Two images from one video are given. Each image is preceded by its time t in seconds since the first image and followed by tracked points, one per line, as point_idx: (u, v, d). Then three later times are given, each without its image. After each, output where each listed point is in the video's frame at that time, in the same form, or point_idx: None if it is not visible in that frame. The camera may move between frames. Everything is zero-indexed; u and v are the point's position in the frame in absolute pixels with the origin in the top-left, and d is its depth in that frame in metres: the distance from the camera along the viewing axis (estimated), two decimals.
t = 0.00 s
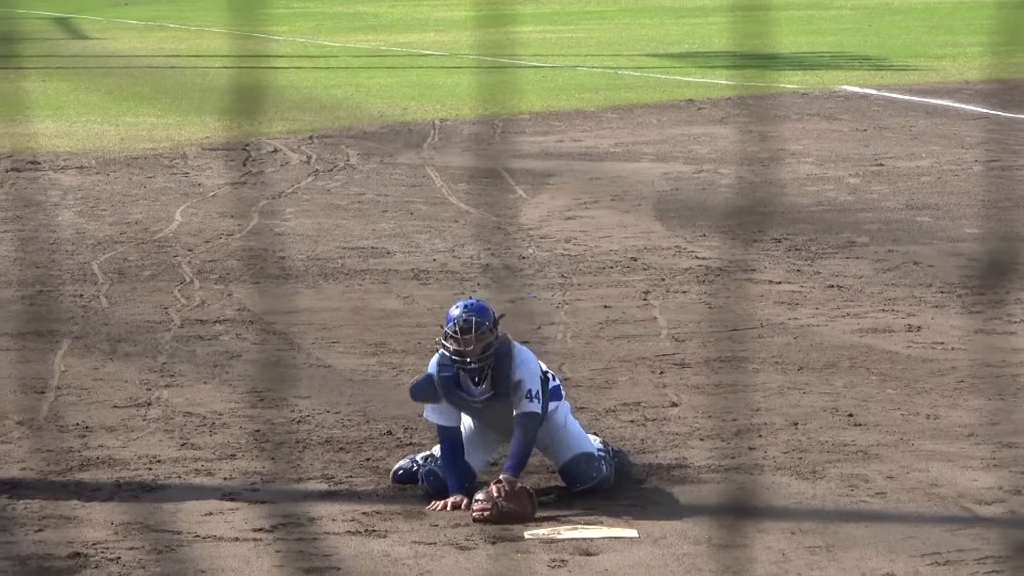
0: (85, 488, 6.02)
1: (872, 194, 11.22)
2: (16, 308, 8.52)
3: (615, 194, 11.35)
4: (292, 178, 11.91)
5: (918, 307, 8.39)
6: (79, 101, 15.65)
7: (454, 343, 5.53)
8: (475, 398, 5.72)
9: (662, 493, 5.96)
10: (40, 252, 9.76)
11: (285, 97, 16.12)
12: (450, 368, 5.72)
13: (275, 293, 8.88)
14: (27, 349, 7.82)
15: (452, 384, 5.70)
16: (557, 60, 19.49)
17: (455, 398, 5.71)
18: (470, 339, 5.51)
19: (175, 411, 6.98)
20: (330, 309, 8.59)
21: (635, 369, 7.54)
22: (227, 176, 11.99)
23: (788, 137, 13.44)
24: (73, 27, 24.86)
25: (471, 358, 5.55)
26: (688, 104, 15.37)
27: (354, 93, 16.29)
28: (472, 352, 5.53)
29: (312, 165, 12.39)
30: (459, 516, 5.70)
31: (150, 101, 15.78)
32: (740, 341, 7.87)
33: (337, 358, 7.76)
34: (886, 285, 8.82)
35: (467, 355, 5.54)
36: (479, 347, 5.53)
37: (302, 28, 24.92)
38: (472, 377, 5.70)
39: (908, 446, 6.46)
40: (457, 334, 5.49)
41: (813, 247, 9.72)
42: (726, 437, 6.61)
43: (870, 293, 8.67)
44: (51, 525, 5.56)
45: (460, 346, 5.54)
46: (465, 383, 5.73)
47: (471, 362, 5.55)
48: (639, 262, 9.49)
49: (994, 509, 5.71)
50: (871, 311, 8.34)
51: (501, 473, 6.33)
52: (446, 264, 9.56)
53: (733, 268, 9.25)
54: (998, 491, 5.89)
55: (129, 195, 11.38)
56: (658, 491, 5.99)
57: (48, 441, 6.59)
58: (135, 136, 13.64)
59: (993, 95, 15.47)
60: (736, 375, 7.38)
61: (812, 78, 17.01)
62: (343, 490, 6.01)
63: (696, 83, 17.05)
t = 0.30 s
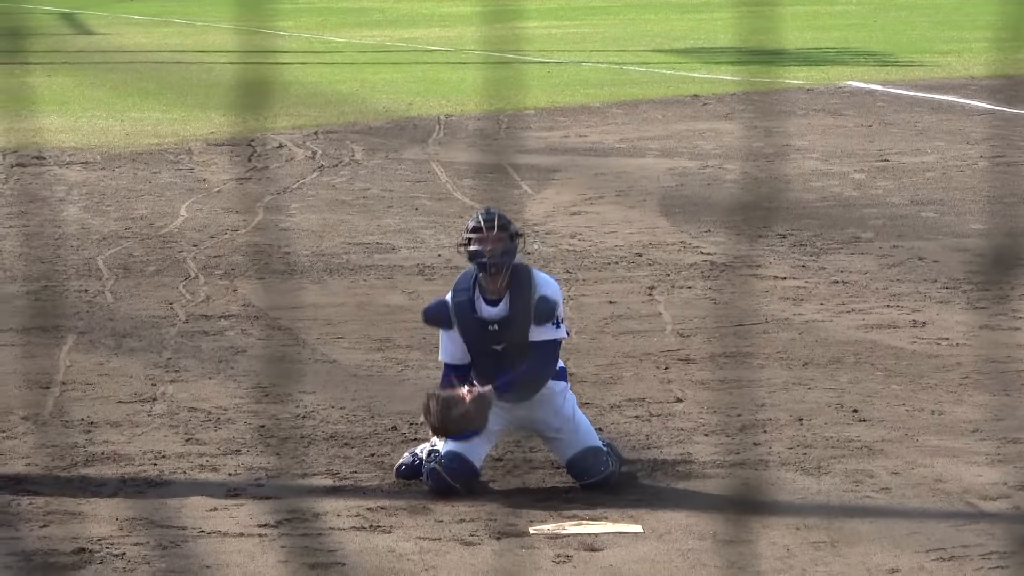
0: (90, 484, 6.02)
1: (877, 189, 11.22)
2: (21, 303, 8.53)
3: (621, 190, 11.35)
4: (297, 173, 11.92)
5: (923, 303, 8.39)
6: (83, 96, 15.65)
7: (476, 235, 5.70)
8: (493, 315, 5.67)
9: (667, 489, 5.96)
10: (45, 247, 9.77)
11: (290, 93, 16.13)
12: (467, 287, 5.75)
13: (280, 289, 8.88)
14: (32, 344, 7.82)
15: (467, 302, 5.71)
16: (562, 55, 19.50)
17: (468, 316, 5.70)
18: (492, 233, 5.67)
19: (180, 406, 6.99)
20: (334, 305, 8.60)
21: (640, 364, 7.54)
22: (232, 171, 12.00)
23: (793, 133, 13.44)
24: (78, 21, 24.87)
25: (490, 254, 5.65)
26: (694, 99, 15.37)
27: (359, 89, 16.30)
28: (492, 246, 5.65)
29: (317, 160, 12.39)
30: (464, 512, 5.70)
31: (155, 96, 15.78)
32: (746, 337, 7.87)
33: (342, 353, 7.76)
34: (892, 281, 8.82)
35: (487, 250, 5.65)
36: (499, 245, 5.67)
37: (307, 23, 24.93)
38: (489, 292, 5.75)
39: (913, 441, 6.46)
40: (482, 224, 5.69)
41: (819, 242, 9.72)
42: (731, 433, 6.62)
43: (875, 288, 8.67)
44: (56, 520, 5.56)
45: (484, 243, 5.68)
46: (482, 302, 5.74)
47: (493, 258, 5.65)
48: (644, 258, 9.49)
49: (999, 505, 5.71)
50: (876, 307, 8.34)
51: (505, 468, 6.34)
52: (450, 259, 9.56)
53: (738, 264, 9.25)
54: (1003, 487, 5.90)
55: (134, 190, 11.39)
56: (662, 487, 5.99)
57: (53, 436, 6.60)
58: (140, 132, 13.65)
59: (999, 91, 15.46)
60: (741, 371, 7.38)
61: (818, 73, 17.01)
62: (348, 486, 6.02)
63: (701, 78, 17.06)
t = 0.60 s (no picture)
0: (85, 484, 5.93)
1: (882, 186, 11.13)
2: (15, 300, 8.43)
3: (622, 187, 11.26)
4: (294, 170, 11.83)
5: (929, 301, 8.29)
6: (78, 91, 15.57)
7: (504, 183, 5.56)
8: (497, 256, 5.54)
9: (669, 490, 5.87)
10: (39, 244, 9.67)
11: (286, 88, 16.03)
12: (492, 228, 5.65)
13: (277, 287, 8.79)
14: (26, 342, 7.73)
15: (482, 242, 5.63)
16: (564, 50, 19.41)
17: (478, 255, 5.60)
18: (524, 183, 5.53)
19: (175, 406, 6.89)
20: (332, 302, 8.50)
21: (641, 363, 7.45)
22: (228, 167, 11.91)
23: (798, 129, 13.35)
24: (75, 16, 24.76)
25: (516, 203, 5.51)
26: (697, 95, 15.29)
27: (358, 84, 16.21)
28: (520, 198, 5.51)
29: (315, 156, 12.30)
30: (463, 512, 5.61)
31: (149, 91, 15.69)
32: (749, 335, 7.78)
33: (340, 352, 7.67)
34: (896, 279, 8.73)
35: (513, 198, 5.51)
36: (526, 197, 5.53)
37: (305, 17, 24.84)
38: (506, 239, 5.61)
39: (918, 441, 6.37)
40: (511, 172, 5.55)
41: (822, 240, 9.63)
42: (733, 433, 6.53)
43: (880, 287, 8.58)
44: (51, 520, 5.47)
45: (512, 193, 5.52)
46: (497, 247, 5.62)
47: (514, 204, 5.50)
48: (646, 255, 9.40)
49: (1005, 506, 5.62)
50: (880, 305, 8.25)
51: (505, 468, 6.25)
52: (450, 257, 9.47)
53: (741, 262, 9.16)
54: (1009, 488, 5.81)
55: (130, 186, 11.30)
56: (665, 488, 5.90)
57: (46, 436, 6.50)
58: (135, 127, 13.56)
59: (1005, 87, 15.37)
60: (744, 370, 7.29)
61: (822, 69, 16.92)
62: (346, 486, 5.92)
63: (704, 73, 16.97)
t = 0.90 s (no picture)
0: (64, 497, 5.65)
1: (894, 189, 10.87)
2: None
3: (623, 189, 10.99)
4: (283, 171, 11.55)
5: (942, 309, 8.03)
6: (59, 88, 15.28)
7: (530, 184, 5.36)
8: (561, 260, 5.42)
9: (673, 504, 5.61)
10: (18, 247, 9.39)
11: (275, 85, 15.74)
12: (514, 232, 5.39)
13: (265, 292, 8.51)
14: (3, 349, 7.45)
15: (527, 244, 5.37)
16: (564, 46, 19.14)
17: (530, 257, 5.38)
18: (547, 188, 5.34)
19: (159, 416, 6.62)
20: (322, 309, 8.23)
21: (643, 373, 7.18)
22: (215, 168, 11.63)
23: (806, 129, 13.08)
24: (58, 11, 24.45)
25: (540, 208, 5.32)
26: (702, 94, 15.02)
27: (349, 81, 15.93)
28: (545, 204, 5.32)
29: (305, 157, 12.03)
30: (458, 527, 5.34)
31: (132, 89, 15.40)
32: (755, 344, 7.51)
33: (330, 360, 7.40)
34: (909, 286, 8.46)
35: (536, 202, 5.32)
36: (552, 203, 5.34)
37: (295, 12, 24.54)
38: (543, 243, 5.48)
39: (931, 454, 6.11)
40: (539, 175, 5.35)
41: (832, 245, 9.37)
42: (739, 445, 6.26)
43: (891, 293, 8.32)
44: (26, 536, 5.20)
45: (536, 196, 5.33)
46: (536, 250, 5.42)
47: (541, 208, 5.32)
48: (648, 260, 9.13)
49: None
50: (892, 312, 7.99)
51: (502, 481, 5.98)
52: (444, 262, 9.20)
53: (747, 268, 8.90)
54: None
55: (112, 188, 11.02)
56: (669, 502, 5.63)
57: (24, 447, 6.22)
58: (118, 126, 13.28)
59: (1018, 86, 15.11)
60: (750, 380, 7.02)
61: (831, 67, 16.67)
62: (336, 500, 5.65)
63: (710, 71, 16.70)
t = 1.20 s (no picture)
0: (35, 509, 5.25)
1: (918, 183, 10.49)
2: None
3: (630, 182, 10.60)
4: (269, 163, 11.16)
5: (968, 310, 7.65)
6: (33, 76, 14.86)
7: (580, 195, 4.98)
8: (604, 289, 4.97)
9: (685, 517, 5.22)
10: None
11: (261, 72, 15.33)
12: (558, 251, 4.96)
13: (249, 292, 8.11)
14: None
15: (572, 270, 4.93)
16: (567, 32, 18.74)
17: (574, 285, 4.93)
18: (597, 199, 4.96)
19: (137, 423, 6.22)
20: (310, 310, 7.84)
21: (651, 378, 6.80)
22: (196, 160, 11.23)
23: (823, 119, 12.69)
24: None
25: (588, 219, 4.91)
26: (713, 82, 14.63)
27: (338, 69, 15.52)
28: (594, 214, 4.91)
29: (291, 149, 11.63)
30: (455, 542, 4.96)
31: (107, 76, 14.98)
32: (769, 348, 7.13)
33: (319, 364, 7.00)
34: (932, 286, 8.08)
35: (586, 213, 4.92)
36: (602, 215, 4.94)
37: None
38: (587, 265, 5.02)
39: (957, 465, 5.72)
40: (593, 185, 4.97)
41: (851, 242, 8.99)
42: (753, 455, 5.88)
43: (914, 294, 7.93)
44: None
45: (587, 208, 4.94)
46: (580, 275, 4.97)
47: (592, 222, 4.91)
48: (656, 258, 8.74)
49: None
50: (914, 314, 7.60)
51: (501, 492, 5.58)
52: (440, 260, 8.80)
53: (760, 266, 8.52)
54: None
55: (87, 181, 10.61)
56: (682, 515, 5.25)
57: None
58: (94, 116, 12.86)
59: None
60: (764, 386, 6.64)
61: (850, 54, 16.32)
62: (325, 512, 5.26)
63: (723, 59, 16.31)
